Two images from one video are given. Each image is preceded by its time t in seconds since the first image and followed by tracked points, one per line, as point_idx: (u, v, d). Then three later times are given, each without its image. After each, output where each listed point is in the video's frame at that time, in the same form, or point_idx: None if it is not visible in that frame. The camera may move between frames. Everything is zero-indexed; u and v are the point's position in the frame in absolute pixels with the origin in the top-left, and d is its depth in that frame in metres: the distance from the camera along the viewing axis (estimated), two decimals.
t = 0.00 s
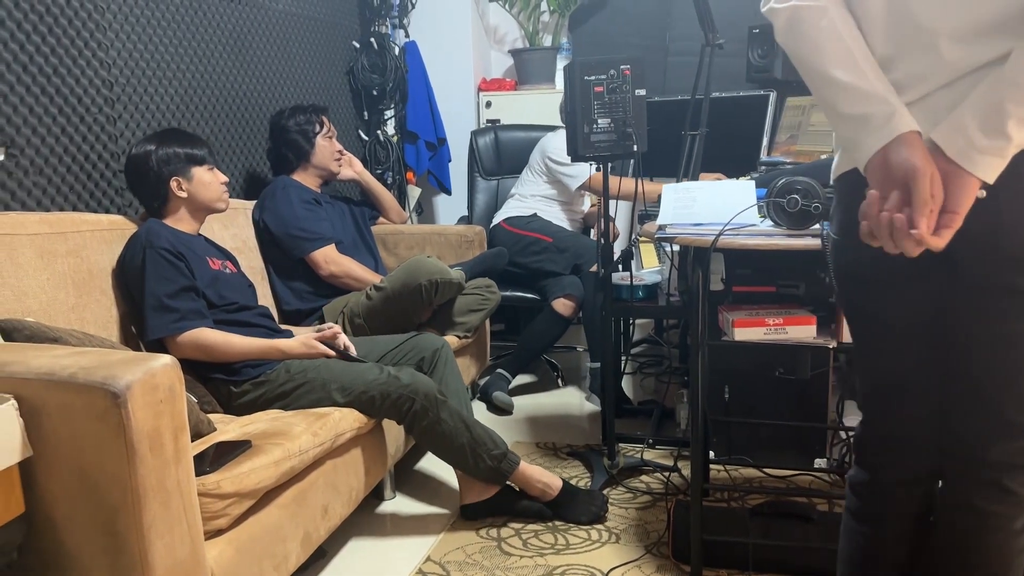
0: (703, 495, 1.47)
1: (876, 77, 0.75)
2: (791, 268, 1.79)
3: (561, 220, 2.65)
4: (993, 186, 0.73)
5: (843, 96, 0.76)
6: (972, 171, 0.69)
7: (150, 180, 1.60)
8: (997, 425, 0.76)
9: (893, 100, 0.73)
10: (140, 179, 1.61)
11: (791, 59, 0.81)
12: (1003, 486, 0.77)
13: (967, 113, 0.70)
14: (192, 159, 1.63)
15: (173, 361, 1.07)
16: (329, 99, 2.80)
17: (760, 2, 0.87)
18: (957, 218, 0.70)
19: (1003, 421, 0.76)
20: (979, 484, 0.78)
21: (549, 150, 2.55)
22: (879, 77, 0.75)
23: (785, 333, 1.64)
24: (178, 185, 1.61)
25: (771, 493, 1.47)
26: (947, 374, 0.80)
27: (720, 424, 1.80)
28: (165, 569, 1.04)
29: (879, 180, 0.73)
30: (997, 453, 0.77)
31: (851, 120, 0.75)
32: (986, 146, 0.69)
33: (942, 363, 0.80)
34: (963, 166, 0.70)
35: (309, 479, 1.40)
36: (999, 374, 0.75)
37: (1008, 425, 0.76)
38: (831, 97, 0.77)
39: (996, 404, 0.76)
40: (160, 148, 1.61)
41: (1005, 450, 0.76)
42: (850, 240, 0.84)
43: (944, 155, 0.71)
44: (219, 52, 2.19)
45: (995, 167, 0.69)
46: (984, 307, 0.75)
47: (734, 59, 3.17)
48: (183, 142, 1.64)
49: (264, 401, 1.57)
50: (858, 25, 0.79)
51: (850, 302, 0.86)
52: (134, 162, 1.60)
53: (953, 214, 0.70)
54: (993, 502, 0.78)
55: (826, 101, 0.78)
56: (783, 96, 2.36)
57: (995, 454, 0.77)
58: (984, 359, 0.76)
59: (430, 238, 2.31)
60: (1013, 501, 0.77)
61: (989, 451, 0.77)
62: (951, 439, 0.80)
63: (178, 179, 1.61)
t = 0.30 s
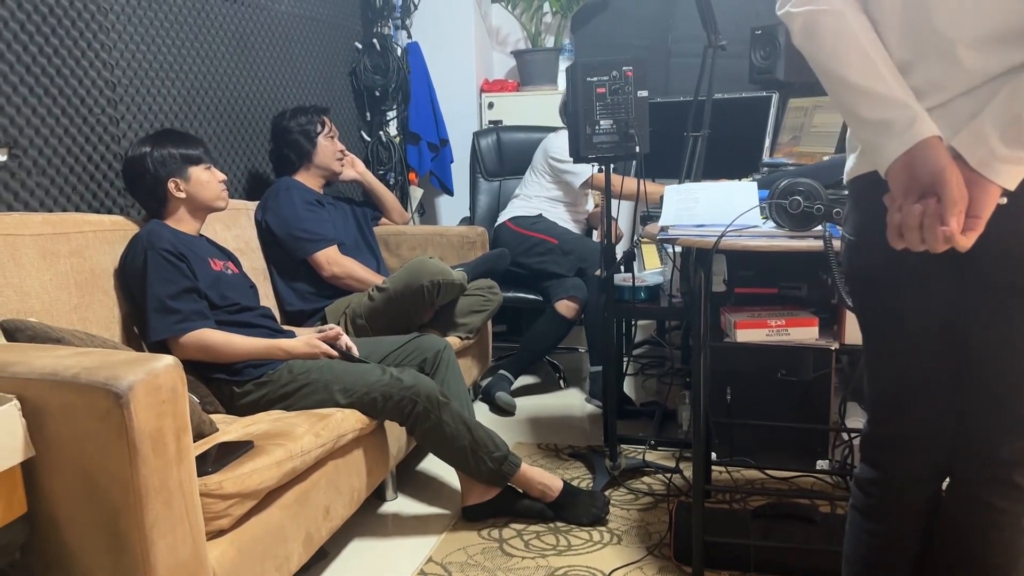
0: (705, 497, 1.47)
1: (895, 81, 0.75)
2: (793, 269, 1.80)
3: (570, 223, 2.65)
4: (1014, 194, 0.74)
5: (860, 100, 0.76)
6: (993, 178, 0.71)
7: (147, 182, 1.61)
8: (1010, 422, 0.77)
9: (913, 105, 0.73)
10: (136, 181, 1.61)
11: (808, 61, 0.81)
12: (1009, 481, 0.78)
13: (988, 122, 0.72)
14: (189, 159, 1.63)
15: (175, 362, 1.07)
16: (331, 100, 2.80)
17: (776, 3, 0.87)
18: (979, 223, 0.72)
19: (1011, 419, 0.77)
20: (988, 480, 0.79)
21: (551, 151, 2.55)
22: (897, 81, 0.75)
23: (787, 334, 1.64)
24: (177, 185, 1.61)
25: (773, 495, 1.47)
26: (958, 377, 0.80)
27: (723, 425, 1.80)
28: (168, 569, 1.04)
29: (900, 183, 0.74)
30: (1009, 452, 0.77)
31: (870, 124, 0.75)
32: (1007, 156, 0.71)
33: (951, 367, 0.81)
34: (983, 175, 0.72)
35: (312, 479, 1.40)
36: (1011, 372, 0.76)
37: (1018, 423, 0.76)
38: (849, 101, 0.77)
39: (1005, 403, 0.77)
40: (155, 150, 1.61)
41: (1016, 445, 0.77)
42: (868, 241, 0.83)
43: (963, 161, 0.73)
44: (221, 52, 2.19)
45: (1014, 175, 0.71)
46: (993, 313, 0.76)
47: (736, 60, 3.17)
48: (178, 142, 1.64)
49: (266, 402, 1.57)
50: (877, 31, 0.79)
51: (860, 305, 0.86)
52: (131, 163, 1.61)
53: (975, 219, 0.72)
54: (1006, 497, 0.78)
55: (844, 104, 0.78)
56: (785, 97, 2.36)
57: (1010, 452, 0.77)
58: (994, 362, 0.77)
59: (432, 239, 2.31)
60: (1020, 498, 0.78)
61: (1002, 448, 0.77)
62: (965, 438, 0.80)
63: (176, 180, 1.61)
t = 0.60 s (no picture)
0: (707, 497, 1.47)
1: (904, 85, 0.75)
2: (796, 270, 1.80)
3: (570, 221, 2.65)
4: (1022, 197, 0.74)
5: (869, 105, 0.76)
6: (1002, 183, 0.71)
7: (148, 183, 1.61)
8: (1011, 418, 0.77)
9: (922, 108, 0.73)
10: (138, 181, 1.62)
11: (817, 65, 0.82)
12: (1010, 478, 0.78)
13: (998, 125, 0.72)
14: (190, 159, 1.63)
15: (178, 361, 1.08)
16: (334, 101, 2.80)
17: (784, 7, 0.87)
18: (989, 227, 0.71)
19: (1011, 418, 0.77)
20: (988, 477, 0.79)
21: (553, 151, 2.55)
22: (906, 85, 0.75)
23: (790, 335, 1.67)
24: (178, 185, 1.61)
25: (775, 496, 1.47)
26: (964, 377, 0.80)
27: (725, 425, 1.80)
28: (170, 569, 1.04)
29: (910, 188, 0.73)
30: (1013, 449, 0.77)
31: (878, 128, 0.76)
32: (1017, 160, 0.71)
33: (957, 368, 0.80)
34: (993, 180, 0.72)
35: (314, 479, 1.40)
36: (1014, 373, 0.76)
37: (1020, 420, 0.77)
38: (858, 105, 0.78)
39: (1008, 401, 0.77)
40: (156, 150, 1.61)
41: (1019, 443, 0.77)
42: (874, 243, 0.84)
43: (974, 167, 0.73)
44: (225, 53, 2.20)
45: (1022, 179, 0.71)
46: (995, 313, 0.76)
47: (738, 61, 3.17)
48: (178, 142, 1.65)
49: (269, 402, 1.58)
50: (886, 36, 0.79)
51: (865, 306, 0.87)
52: (132, 163, 1.61)
53: (985, 223, 0.71)
54: (1004, 495, 0.79)
55: (853, 107, 0.78)
56: (788, 99, 2.36)
57: (1015, 449, 0.77)
58: (996, 363, 0.77)
59: (434, 239, 2.32)
60: (1020, 495, 0.78)
61: (1005, 446, 0.78)
62: (967, 439, 0.80)
63: (177, 180, 1.61)
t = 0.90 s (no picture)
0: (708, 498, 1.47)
1: (908, 85, 0.75)
2: (798, 272, 1.80)
3: (574, 223, 2.66)
4: None
5: (873, 105, 0.76)
6: (1009, 178, 0.71)
7: (150, 184, 1.62)
8: (1011, 415, 0.76)
9: (926, 108, 0.73)
10: (140, 182, 1.62)
11: (818, 65, 0.82)
12: (1012, 479, 0.77)
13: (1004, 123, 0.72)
14: (190, 159, 1.63)
15: (180, 362, 1.08)
16: (336, 102, 2.81)
17: (785, 8, 0.87)
18: (995, 223, 0.71)
19: (1012, 416, 0.76)
20: (991, 478, 0.78)
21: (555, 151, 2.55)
22: (908, 84, 0.75)
23: (791, 336, 1.68)
24: (180, 185, 1.62)
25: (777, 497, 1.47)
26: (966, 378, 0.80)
27: (727, 427, 1.80)
28: (172, 569, 1.04)
29: (914, 185, 0.74)
30: (1015, 448, 0.76)
31: (882, 127, 0.76)
32: None
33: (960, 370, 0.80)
34: (1000, 175, 0.71)
35: (315, 479, 1.41)
36: (1016, 373, 0.76)
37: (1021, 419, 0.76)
38: (862, 105, 0.78)
39: (1010, 397, 0.76)
40: (157, 151, 1.62)
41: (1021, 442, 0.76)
42: (875, 242, 0.84)
43: (982, 163, 0.73)
44: (227, 54, 2.20)
45: None
46: (994, 309, 0.77)
47: (740, 62, 3.17)
48: (178, 143, 1.65)
49: (270, 402, 1.58)
50: (888, 36, 0.80)
51: (867, 310, 0.87)
52: (134, 164, 1.62)
53: (990, 219, 0.71)
54: (1007, 497, 0.77)
55: (856, 107, 0.78)
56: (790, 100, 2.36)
57: (1016, 448, 0.76)
58: (1002, 364, 0.77)
59: (435, 240, 2.32)
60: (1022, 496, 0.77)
61: (1007, 446, 0.77)
62: (968, 439, 0.80)
63: (179, 180, 1.62)
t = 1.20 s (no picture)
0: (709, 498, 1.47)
1: (904, 86, 0.75)
2: (798, 273, 1.81)
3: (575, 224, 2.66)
4: None
5: (870, 106, 0.76)
6: (1004, 179, 0.71)
7: (150, 185, 1.62)
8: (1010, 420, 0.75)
9: (922, 109, 0.73)
10: (141, 183, 1.63)
11: (816, 64, 0.82)
12: (1010, 487, 0.76)
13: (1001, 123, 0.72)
14: (190, 159, 1.64)
15: (181, 363, 1.08)
16: (338, 102, 2.81)
17: (784, 7, 0.87)
18: (989, 223, 0.70)
19: (1011, 420, 0.75)
20: (990, 487, 0.77)
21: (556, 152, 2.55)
22: (905, 84, 0.75)
23: (793, 338, 1.68)
24: (181, 187, 1.62)
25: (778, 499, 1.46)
26: (964, 380, 0.79)
27: (729, 428, 1.79)
28: (173, 569, 1.04)
29: (908, 186, 0.74)
30: (1012, 452, 0.75)
31: (880, 129, 0.76)
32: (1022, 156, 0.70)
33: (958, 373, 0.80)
34: (995, 176, 0.71)
35: (316, 480, 1.40)
36: (1015, 381, 0.74)
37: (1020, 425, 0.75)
38: (859, 106, 0.77)
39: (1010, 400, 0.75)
40: (156, 152, 1.62)
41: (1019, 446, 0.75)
42: (874, 245, 0.84)
43: (976, 163, 0.73)
44: (229, 54, 2.20)
45: None
46: (987, 311, 0.76)
47: (742, 63, 3.17)
48: (179, 144, 1.65)
49: (271, 402, 1.58)
50: (885, 35, 0.80)
51: (862, 311, 0.87)
52: (133, 166, 1.63)
53: (984, 220, 0.70)
54: (1006, 506, 0.77)
55: (853, 108, 0.78)
56: (791, 101, 2.36)
57: (1015, 455, 0.75)
58: (1001, 371, 0.75)
59: (436, 241, 2.32)
60: (1020, 503, 0.76)
61: (1004, 449, 0.76)
62: (965, 442, 0.79)
63: (180, 181, 1.62)
